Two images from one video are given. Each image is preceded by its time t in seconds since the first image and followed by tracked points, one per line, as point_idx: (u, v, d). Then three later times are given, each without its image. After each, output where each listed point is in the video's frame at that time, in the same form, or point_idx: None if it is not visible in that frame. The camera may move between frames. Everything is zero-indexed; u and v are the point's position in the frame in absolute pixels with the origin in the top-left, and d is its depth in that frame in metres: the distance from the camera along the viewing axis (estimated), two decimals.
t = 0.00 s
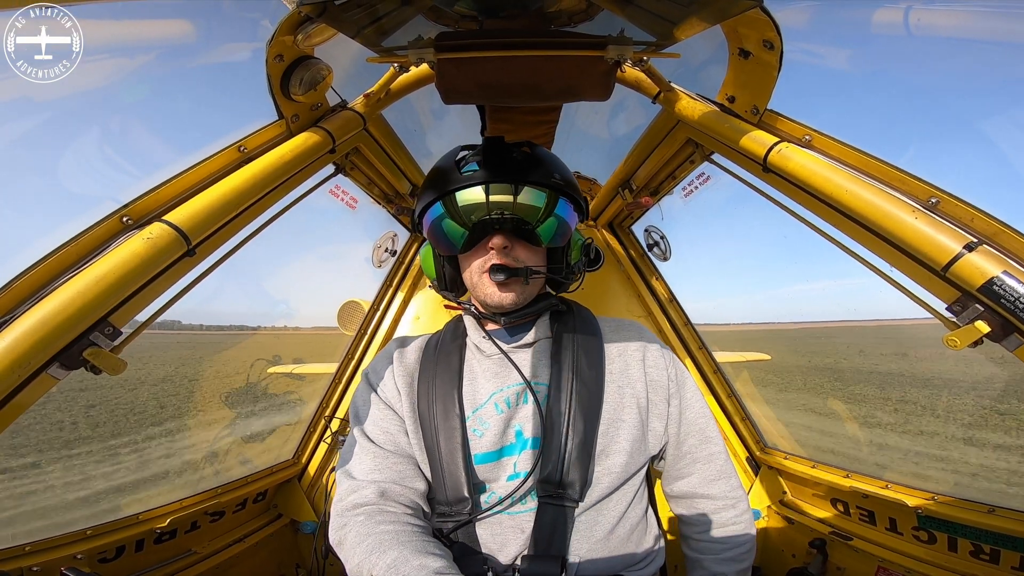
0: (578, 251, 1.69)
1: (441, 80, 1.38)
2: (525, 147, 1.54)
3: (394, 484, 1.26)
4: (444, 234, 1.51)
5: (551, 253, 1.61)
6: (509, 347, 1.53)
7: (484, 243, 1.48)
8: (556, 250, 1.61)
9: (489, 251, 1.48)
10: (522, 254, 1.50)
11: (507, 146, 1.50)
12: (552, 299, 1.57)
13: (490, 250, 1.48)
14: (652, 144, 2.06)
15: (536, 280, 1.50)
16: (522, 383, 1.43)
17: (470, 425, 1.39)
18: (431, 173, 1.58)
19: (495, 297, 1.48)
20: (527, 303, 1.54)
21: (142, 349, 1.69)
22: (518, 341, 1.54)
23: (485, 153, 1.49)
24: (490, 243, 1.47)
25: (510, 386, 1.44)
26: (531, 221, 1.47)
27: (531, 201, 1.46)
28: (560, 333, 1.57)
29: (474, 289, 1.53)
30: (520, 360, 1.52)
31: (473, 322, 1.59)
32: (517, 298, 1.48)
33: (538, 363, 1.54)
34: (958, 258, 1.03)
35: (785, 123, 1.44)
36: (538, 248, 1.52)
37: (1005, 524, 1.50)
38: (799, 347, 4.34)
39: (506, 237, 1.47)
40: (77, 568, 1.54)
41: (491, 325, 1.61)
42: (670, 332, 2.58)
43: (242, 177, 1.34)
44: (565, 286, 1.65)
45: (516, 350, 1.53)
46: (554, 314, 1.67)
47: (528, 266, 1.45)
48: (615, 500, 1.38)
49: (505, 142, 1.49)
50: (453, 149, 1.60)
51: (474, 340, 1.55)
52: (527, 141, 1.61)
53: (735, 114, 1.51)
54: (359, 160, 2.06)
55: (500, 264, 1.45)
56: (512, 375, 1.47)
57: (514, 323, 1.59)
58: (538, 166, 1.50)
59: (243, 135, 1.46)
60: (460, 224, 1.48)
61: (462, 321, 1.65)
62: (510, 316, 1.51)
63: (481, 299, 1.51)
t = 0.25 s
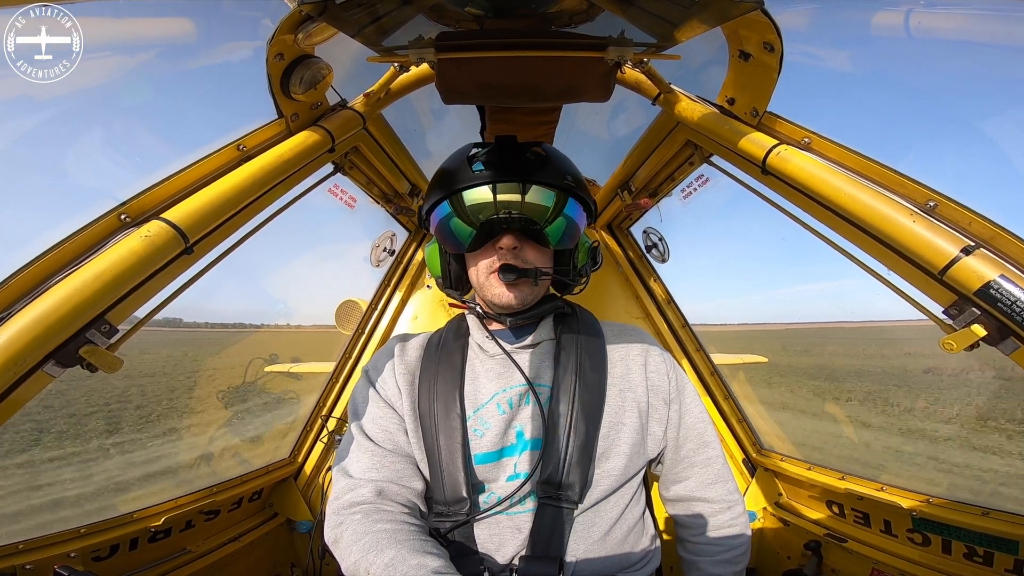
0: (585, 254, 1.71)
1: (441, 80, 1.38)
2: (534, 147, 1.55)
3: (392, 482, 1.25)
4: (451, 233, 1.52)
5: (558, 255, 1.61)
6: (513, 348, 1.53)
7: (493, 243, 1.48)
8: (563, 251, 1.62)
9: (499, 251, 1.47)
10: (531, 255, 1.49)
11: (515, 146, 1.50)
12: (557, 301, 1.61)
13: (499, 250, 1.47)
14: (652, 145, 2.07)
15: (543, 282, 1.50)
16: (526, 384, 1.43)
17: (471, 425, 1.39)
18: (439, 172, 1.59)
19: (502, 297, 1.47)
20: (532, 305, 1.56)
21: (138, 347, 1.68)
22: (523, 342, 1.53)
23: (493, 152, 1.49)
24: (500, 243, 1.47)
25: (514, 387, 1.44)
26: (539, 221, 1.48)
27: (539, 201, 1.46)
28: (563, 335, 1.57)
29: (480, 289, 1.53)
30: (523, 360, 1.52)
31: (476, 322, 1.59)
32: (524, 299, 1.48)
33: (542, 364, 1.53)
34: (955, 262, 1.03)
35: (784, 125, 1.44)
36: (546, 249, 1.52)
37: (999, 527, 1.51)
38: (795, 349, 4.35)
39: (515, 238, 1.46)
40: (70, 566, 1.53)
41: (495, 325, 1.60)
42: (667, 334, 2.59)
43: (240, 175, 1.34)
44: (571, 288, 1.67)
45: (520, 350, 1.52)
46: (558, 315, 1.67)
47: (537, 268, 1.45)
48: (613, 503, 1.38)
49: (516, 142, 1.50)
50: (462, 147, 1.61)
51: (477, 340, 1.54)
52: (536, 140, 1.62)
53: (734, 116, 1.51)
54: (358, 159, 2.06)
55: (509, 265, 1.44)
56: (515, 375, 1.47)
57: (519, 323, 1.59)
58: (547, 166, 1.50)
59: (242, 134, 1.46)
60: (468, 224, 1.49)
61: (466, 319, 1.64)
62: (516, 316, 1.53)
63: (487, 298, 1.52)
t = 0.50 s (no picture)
0: (590, 256, 1.72)
1: (440, 80, 1.38)
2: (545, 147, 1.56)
3: (391, 478, 1.25)
4: (461, 229, 1.52)
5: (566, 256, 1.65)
6: (514, 346, 1.53)
7: (504, 238, 1.48)
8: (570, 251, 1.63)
9: (509, 246, 1.48)
10: (540, 253, 1.50)
11: (526, 144, 1.50)
12: (561, 302, 1.58)
13: (510, 245, 1.47)
14: (651, 146, 2.07)
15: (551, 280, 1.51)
16: (528, 383, 1.43)
17: (472, 423, 1.39)
18: (449, 170, 1.60)
19: (508, 294, 1.48)
20: (537, 303, 1.55)
21: (133, 344, 1.68)
22: (526, 341, 1.54)
23: (504, 150, 1.50)
24: (510, 239, 1.47)
25: (515, 386, 1.44)
26: (548, 220, 1.48)
27: (548, 199, 1.46)
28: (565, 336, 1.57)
29: (486, 285, 1.52)
30: (524, 360, 1.52)
31: (478, 319, 1.60)
32: (530, 298, 1.49)
33: (543, 364, 1.53)
34: (950, 265, 1.04)
35: (781, 128, 1.45)
36: (555, 247, 1.53)
37: (989, 529, 1.52)
38: (789, 351, 4.37)
39: (526, 235, 1.47)
40: (61, 563, 1.52)
41: (497, 322, 1.60)
42: (663, 336, 2.60)
43: (238, 172, 1.33)
44: (575, 288, 1.69)
45: (521, 350, 1.53)
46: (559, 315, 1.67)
47: (547, 265, 1.45)
48: (608, 502, 1.38)
49: (530, 140, 1.50)
50: (474, 146, 1.62)
51: (479, 337, 1.55)
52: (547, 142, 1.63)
53: (733, 118, 1.52)
54: (356, 157, 2.05)
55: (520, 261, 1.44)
56: (517, 374, 1.47)
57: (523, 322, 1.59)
58: (557, 165, 1.51)
59: (240, 131, 1.46)
60: (478, 221, 1.49)
61: (467, 316, 1.64)
62: (521, 314, 1.52)
63: (492, 295, 1.52)
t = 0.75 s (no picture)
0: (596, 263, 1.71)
1: (439, 78, 1.38)
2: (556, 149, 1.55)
3: (388, 475, 1.25)
4: (471, 229, 1.50)
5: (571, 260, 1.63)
6: (515, 348, 1.53)
7: (518, 241, 1.48)
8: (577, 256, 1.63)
9: (522, 249, 1.48)
10: (552, 258, 1.51)
11: (537, 147, 1.50)
12: (566, 306, 1.61)
13: (522, 248, 1.48)
14: (650, 146, 2.07)
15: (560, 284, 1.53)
16: (528, 385, 1.43)
17: (470, 423, 1.38)
18: (458, 171, 1.58)
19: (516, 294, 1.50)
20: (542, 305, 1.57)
21: (127, 341, 1.67)
22: (526, 342, 1.54)
23: (515, 152, 1.49)
24: (524, 242, 1.47)
25: (515, 387, 1.44)
26: (558, 222, 1.48)
27: (558, 201, 1.46)
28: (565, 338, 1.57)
29: (492, 283, 1.54)
30: (525, 361, 1.51)
31: (479, 318, 1.60)
32: (538, 299, 1.51)
33: (543, 366, 1.53)
34: (945, 268, 1.04)
35: (779, 129, 1.46)
36: (564, 250, 1.53)
37: (981, 531, 1.53)
38: (783, 352, 4.39)
39: (540, 238, 1.47)
40: (53, 561, 1.51)
41: (499, 322, 1.60)
42: (658, 335, 2.61)
43: (235, 168, 1.33)
44: (579, 293, 1.65)
45: (522, 350, 1.53)
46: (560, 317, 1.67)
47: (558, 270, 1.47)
48: (604, 503, 1.39)
49: (544, 142, 1.51)
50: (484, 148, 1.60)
51: (479, 337, 1.55)
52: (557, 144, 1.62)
53: (732, 119, 1.53)
54: (354, 155, 2.05)
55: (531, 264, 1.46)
56: (517, 375, 1.47)
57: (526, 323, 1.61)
58: (568, 166, 1.50)
59: (237, 128, 1.45)
60: (488, 222, 1.47)
61: (467, 314, 1.64)
62: (527, 315, 1.52)
63: (500, 294, 1.53)
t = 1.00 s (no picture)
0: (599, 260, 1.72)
1: (438, 76, 1.38)
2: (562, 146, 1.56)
3: (382, 469, 1.25)
4: (478, 225, 1.51)
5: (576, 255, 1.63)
6: (516, 344, 1.53)
7: (526, 236, 1.47)
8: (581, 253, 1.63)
9: (530, 244, 1.47)
10: (559, 254, 1.50)
11: (543, 144, 1.51)
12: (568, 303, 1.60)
13: (531, 243, 1.47)
14: (648, 145, 2.08)
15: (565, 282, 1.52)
16: (527, 381, 1.43)
17: (468, 417, 1.38)
18: (465, 169, 1.59)
19: (524, 290, 1.48)
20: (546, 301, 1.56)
21: (124, 339, 1.66)
22: (527, 339, 1.54)
23: (521, 149, 1.50)
24: (532, 237, 1.47)
25: (514, 383, 1.44)
26: (563, 219, 1.48)
27: (563, 198, 1.46)
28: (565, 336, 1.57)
29: (498, 278, 1.52)
30: (525, 357, 1.52)
31: (479, 314, 1.59)
32: (544, 295, 1.49)
33: (543, 363, 1.53)
34: (942, 269, 1.05)
35: (779, 129, 1.46)
36: (570, 247, 1.53)
37: (975, 530, 1.54)
38: (779, 351, 4.41)
39: (548, 234, 1.47)
40: (48, 559, 1.51)
41: (502, 319, 1.59)
42: (656, 334, 2.61)
43: (233, 165, 1.32)
44: (583, 290, 1.66)
45: (522, 347, 1.53)
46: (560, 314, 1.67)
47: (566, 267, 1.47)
48: (599, 502, 1.39)
49: (550, 140, 1.52)
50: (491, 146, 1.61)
51: (479, 333, 1.55)
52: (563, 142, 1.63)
53: (731, 118, 1.53)
54: (352, 153, 2.04)
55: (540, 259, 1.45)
56: (517, 371, 1.47)
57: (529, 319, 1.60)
58: (573, 164, 1.51)
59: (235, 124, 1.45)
60: (494, 218, 1.47)
61: (467, 309, 1.64)
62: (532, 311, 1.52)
63: (506, 290, 1.52)
